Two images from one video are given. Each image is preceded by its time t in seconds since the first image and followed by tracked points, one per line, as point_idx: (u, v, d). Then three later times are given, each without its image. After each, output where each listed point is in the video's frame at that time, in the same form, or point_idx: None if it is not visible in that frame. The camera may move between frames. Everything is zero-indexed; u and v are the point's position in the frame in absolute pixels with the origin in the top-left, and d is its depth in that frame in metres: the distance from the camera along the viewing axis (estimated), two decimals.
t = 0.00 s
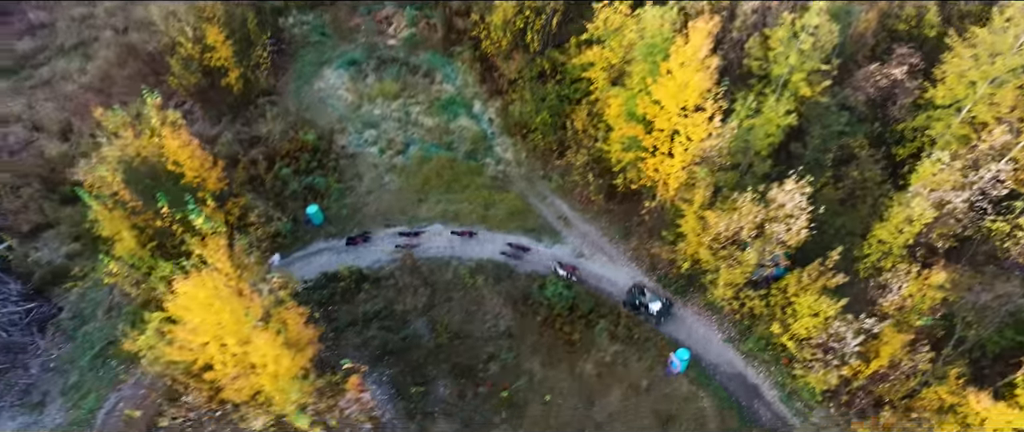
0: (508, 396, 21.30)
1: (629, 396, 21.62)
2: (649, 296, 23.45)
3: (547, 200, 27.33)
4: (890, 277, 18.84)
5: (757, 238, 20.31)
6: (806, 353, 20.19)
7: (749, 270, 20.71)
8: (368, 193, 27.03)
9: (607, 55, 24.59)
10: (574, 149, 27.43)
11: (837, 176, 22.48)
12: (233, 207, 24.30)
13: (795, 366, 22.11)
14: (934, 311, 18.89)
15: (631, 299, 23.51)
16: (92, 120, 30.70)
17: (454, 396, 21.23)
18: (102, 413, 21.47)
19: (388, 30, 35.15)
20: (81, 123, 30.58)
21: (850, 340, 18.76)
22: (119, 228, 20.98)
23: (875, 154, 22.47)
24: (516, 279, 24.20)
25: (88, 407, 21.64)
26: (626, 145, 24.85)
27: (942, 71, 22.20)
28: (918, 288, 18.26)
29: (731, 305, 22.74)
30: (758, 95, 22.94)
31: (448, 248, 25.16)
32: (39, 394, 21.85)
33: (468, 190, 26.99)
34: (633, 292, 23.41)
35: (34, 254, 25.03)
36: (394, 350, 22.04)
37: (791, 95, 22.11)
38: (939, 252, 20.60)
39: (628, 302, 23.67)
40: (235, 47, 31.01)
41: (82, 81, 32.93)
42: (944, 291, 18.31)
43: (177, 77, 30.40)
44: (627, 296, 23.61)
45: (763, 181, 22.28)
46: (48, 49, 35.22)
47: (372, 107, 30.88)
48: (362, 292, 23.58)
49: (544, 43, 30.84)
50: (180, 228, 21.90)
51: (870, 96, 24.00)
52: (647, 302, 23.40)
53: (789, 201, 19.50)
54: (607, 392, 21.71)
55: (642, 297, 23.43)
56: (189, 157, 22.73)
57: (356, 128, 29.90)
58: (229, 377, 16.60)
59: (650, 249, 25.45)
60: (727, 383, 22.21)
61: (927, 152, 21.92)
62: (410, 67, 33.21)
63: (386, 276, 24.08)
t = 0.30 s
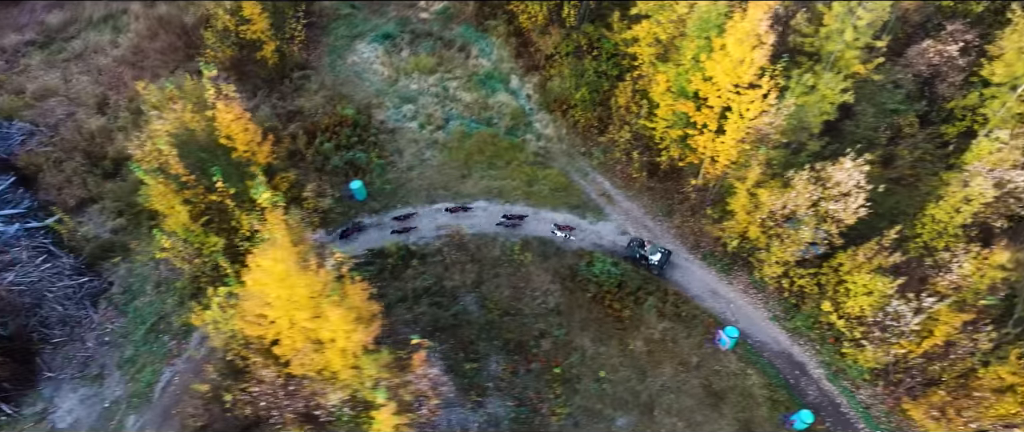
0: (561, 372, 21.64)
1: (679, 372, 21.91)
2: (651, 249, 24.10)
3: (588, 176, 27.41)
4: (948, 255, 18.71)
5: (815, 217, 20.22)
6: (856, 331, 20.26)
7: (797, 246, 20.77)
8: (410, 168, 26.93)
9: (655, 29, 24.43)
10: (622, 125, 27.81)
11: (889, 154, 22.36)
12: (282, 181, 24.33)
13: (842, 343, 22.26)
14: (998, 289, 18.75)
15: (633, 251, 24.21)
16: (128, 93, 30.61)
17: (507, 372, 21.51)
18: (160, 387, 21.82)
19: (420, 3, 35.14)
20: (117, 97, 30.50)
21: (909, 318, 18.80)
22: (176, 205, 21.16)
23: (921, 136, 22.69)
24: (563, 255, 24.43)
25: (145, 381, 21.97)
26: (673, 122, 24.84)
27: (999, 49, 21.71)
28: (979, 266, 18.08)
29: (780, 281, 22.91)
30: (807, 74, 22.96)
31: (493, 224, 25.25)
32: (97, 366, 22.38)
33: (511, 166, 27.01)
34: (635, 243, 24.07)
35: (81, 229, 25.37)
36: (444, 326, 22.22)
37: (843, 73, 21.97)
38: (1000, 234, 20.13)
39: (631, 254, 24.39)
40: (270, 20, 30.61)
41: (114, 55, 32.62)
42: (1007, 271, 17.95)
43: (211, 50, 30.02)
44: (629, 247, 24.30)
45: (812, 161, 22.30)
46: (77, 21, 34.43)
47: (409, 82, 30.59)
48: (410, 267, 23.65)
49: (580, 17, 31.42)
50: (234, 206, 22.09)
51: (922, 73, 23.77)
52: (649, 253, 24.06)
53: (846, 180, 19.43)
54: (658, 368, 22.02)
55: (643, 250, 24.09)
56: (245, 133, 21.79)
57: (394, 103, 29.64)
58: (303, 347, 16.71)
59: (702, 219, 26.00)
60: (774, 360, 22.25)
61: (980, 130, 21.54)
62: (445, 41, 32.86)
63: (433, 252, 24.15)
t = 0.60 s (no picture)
0: (618, 369, 21.82)
1: (733, 370, 22.02)
2: (651, 227, 24.85)
3: (633, 174, 27.56)
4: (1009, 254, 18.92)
5: (874, 215, 20.36)
6: (914, 330, 20.33)
7: (853, 245, 20.71)
8: (456, 165, 27.01)
9: (705, 30, 24.51)
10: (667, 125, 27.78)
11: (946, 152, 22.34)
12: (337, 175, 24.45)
13: (895, 343, 22.12)
14: None
15: (633, 229, 24.83)
16: (171, 89, 30.69)
17: (563, 368, 21.68)
18: (215, 381, 21.85)
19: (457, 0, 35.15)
20: (159, 92, 30.59)
21: (975, 317, 18.80)
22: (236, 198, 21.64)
23: (976, 136, 22.66)
24: (613, 253, 24.64)
25: (200, 375, 22.04)
26: (722, 121, 24.90)
27: None
28: None
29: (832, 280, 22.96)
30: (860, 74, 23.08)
31: (542, 221, 25.44)
32: (153, 359, 22.49)
33: (557, 165, 27.20)
34: (636, 221, 24.72)
35: (132, 223, 25.49)
36: (499, 322, 22.39)
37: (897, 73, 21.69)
38: None
39: (630, 233, 24.98)
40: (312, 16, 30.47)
41: (154, 50, 32.75)
42: None
43: (254, 45, 29.83)
44: (629, 225, 24.89)
45: (866, 160, 22.40)
46: (116, 17, 34.58)
47: (451, 79, 30.64)
48: (462, 263, 23.82)
49: (619, 17, 31.60)
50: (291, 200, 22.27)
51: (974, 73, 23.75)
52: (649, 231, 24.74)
53: (908, 179, 19.35)
54: (712, 366, 22.13)
55: (644, 227, 24.79)
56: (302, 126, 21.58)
57: (436, 100, 29.69)
58: (376, 341, 16.65)
59: (747, 219, 26.02)
60: (826, 359, 22.26)
61: None
62: (484, 39, 32.88)
63: (485, 249, 24.31)
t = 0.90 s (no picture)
0: (675, 366, 22.08)
1: (788, 367, 22.16)
2: (651, 212, 25.19)
3: (678, 174, 27.78)
4: None
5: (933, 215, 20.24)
6: (973, 330, 20.67)
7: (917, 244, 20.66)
8: (503, 163, 27.16)
9: (755, 29, 24.40)
10: (713, 125, 28.05)
11: (1010, 148, 21.90)
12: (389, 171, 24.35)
13: (948, 342, 22.24)
14: None
15: (633, 215, 25.14)
16: (212, 85, 30.72)
17: (621, 365, 21.93)
18: (273, 377, 21.70)
19: None
20: (201, 89, 30.58)
21: None
22: (292, 196, 21.45)
23: None
24: (663, 251, 24.93)
25: (258, 372, 21.89)
26: (770, 121, 24.97)
27: None
28: None
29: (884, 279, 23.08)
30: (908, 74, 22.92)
31: (591, 219, 25.67)
32: (209, 356, 22.44)
33: (603, 163, 27.48)
34: (636, 208, 25.04)
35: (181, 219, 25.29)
36: (556, 320, 22.64)
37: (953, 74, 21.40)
38: None
39: (631, 220, 25.29)
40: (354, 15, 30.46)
41: (193, 47, 32.80)
42: None
43: (298, 43, 30.16)
44: (629, 213, 25.20)
45: (922, 160, 22.52)
46: (154, 15, 34.70)
47: (492, 77, 30.78)
48: (515, 260, 24.01)
49: (657, 17, 31.57)
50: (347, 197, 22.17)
51: None
52: (650, 216, 25.08)
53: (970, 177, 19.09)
54: (767, 363, 22.30)
55: (644, 213, 25.12)
56: (362, 122, 21.37)
57: (479, 98, 29.81)
58: (455, 338, 16.88)
59: (793, 218, 26.16)
60: (878, 357, 22.34)
61: None
62: (522, 38, 33.01)
63: (537, 246, 24.47)
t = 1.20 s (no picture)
0: (739, 359, 22.42)
1: (850, 361, 22.45)
2: (651, 201, 25.43)
3: (729, 172, 28.10)
4: None
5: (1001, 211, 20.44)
6: None
7: (982, 240, 21.06)
8: (557, 160, 27.49)
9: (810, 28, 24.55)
10: (763, 123, 28.18)
11: None
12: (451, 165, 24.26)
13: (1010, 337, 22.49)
14: None
15: (634, 207, 25.38)
16: (260, 81, 30.79)
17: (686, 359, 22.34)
18: (341, 371, 21.75)
19: None
20: (249, 85, 30.68)
21: None
22: (363, 191, 21.40)
23: None
24: (720, 246, 25.38)
25: (326, 366, 21.92)
26: (823, 119, 25.05)
27: None
28: None
29: (943, 274, 23.35)
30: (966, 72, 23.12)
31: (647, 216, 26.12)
32: (275, 349, 22.45)
33: (656, 161, 27.91)
34: (635, 199, 25.29)
35: (239, 215, 25.11)
36: (620, 314, 23.05)
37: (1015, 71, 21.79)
38: None
39: (632, 213, 25.51)
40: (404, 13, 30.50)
41: (238, 43, 32.90)
42: None
43: (346, 40, 30.21)
44: (629, 205, 25.48)
45: (986, 157, 22.67)
46: (196, 12, 34.86)
47: (539, 76, 31.13)
48: (577, 255, 24.40)
49: (701, 16, 31.65)
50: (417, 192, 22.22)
51: None
52: (650, 206, 25.34)
53: None
54: (829, 357, 22.57)
55: (644, 203, 25.36)
56: (433, 117, 21.39)
57: (528, 96, 30.12)
58: (545, 330, 17.11)
59: (844, 214, 26.26)
60: (939, 352, 22.66)
61: None
62: (566, 36, 33.32)
63: (598, 242, 24.96)
